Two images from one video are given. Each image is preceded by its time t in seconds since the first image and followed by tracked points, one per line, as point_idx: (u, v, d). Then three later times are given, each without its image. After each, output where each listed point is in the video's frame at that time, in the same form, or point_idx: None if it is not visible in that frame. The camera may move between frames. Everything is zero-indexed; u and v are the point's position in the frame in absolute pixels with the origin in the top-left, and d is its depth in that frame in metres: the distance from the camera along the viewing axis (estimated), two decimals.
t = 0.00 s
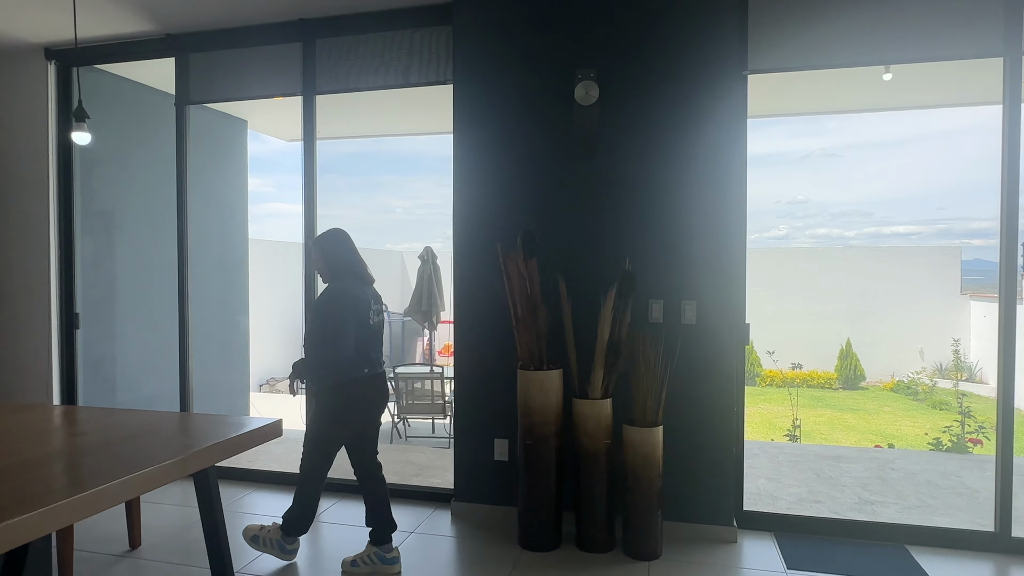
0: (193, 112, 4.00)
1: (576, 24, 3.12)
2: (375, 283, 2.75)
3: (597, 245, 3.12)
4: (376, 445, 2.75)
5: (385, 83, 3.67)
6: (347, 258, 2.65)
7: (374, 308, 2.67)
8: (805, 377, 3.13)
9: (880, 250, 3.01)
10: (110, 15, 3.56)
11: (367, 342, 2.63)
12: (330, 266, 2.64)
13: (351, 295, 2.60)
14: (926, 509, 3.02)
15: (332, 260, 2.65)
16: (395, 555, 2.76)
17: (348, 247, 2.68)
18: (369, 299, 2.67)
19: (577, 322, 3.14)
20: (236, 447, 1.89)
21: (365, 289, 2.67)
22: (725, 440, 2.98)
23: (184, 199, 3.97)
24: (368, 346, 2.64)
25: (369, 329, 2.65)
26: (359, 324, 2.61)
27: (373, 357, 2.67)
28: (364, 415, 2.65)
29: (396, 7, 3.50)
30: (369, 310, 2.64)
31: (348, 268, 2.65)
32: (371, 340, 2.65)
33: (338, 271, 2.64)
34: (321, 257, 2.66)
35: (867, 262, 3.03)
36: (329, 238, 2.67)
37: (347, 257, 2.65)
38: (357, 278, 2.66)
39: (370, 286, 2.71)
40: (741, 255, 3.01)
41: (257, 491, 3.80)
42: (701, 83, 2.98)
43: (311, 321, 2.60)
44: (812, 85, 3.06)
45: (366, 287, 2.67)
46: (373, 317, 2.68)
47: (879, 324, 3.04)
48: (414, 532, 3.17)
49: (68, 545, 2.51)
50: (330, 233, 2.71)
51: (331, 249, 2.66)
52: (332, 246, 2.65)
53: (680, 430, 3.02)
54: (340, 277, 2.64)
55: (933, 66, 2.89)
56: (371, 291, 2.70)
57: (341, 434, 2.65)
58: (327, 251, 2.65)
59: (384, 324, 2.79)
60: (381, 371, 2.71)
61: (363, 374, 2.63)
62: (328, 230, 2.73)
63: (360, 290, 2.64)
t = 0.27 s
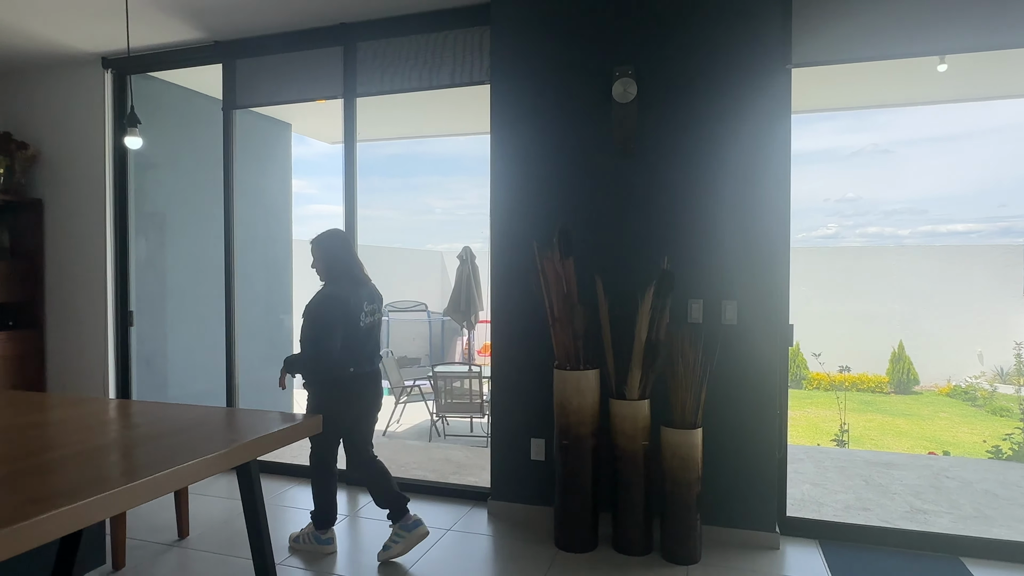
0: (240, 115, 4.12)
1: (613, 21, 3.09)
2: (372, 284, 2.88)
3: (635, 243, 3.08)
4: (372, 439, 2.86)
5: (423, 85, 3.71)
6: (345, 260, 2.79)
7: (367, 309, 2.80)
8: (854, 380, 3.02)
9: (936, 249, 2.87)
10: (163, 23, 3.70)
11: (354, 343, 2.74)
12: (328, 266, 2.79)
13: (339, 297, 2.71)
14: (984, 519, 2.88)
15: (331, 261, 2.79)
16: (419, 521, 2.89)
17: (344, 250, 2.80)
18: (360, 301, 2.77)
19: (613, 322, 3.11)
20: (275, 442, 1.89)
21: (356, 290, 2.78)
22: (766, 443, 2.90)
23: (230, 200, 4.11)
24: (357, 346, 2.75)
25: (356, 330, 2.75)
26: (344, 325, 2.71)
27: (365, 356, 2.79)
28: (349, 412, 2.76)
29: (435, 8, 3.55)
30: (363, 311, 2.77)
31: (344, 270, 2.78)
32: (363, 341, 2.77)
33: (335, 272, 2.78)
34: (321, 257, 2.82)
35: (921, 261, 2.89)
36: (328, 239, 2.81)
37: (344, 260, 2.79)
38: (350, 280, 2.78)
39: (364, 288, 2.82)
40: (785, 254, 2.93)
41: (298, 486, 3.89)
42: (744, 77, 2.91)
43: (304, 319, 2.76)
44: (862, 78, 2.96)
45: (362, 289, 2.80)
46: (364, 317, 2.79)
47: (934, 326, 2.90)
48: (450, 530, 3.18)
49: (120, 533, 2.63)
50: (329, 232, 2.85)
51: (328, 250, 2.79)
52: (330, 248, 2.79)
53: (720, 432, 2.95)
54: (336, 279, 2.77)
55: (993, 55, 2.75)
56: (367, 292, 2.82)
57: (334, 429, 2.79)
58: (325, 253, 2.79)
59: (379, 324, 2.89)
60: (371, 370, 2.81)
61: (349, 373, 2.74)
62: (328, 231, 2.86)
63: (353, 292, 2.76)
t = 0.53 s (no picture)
0: (287, 119, 4.25)
1: (655, 16, 3.04)
2: (382, 280, 3.05)
3: (677, 242, 3.02)
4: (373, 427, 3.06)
5: (464, 85, 3.73)
6: (359, 256, 2.96)
7: (378, 303, 2.97)
8: (910, 385, 2.89)
9: (999, 248, 2.73)
10: (216, 32, 3.85)
11: (363, 335, 2.90)
12: (343, 261, 2.95)
13: (352, 292, 2.87)
14: None
15: (344, 257, 2.96)
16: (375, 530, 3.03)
17: (358, 246, 2.96)
18: (372, 294, 2.95)
19: (654, 322, 3.07)
20: (320, 436, 1.93)
21: (368, 285, 2.94)
22: (814, 447, 2.80)
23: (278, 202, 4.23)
24: (368, 337, 2.92)
25: (366, 323, 2.91)
26: (355, 319, 2.88)
27: (375, 348, 2.96)
28: (358, 400, 2.93)
29: (476, 9, 3.57)
30: (374, 304, 2.94)
31: (358, 265, 2.95)
32: (373, 333, 2.94)
33: (350, 267, 2.94)
34: (336, 252, 2.98)
35: (983, 261, 2.75)
36: (343, 237, 2.97)
37: (359, 256, 2.95)
38: (362, 276, 2.95)
39: (376, 283, 2.99)
40: (835, 252, 2.83)
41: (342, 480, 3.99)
42: (791, 70, 2.82)
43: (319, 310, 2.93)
44: (919, 68, 2.82)
45: (373, 284, 2.97)
46: (376, 310, 2.96)
47: (996, 328, 2.76)
48: (491, 528, 3.20)
49: (174, 521, 2.76)
50: (346, 229, 3.02)
51: (343, 246, 2.96)
52: (344, 244, 2.95)
53: (766, 436, 2.87)
54: (350, 273, 2.94)
55: None
56: (377, 287, 2.99)
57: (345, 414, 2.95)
58: (341, 248, 2.96)
59: (389, 317, 3.06)
60: (380, 361, 2.98)
61: (360, 363, 2.90)
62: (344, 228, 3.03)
63: (366, 286, 2.93)
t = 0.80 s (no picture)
0: (333, 121, 4.35)
1: (698, 9, 2.97)
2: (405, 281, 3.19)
3: (722, 239, 2.94)
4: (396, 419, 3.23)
5: (504, 84, 3.74)
6: (384, 258, 3.09)
7: (404, 302, 3.11)
8: (974, 391, 2.73)
9: None
10: (266, 38, 3.97)
11: (396, 333, 3.05)
12: (369, 263, 3.08)
13: (381, 291, 3.01)
14: None
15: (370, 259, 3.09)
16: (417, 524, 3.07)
17: (384, 249, 3.10)
18: (398, 295, 3.09)
19: (698, 321, 2.99)
20: (362, 433, 1.95)
21: (397, 285, 3.09)
22: (869, 454, 2.68)
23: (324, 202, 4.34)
24: (395, 335, 3.06)
25: (398, 321, 3.06)
26: (389, 317, 3.02)
27: (401, 345, 3.10)
28: (388, 394, 3.07)
29: (517, 8, 3.57)
30: (400, 303, 3.08)
31: (383, 266, 3.08)
32: (399, 331, 3.08)
33: (376, 269, 3.07)
34: (363, 256, 3.10)
35: None
36: (368, 241, 3.10)
37: (384, 259, 3.08)
38: (390, 277, 3.09)
39: (401, 284, 3.13)
40: (892, 250, 2.70)
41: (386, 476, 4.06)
42: (845, 59, 2.70)
43: (350, 311, 3.03)
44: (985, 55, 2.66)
45: (398, 285, 3.11)
46: (402, 309, 3.10)
47: None
48: (531, 528, 3.19)
49: (225, 513, 2.85)
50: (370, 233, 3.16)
51: (369, 250, 3.09)
52: (371, 247, 3.09)
53: (817, 440, 2.76)
54: (376, 275, 3.07)
55: None
56: (401, 288, 3.13)
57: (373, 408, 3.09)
58: (367, 251, 3.10)
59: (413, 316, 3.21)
60: (405, 357, 3.13)
61: (388, 358, 3.05)
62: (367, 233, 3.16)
63: (393, 287, 3.06)
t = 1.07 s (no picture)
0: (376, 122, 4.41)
1: None
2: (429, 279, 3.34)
3: (770, 237, 2.84)
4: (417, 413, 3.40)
5: (545, 81, 3.72)
6: (411, 256, 3.24)
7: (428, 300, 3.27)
8: None
9: None
10: (311, 41, 4.07)
11: (420, 329, 3.23)
12: (396, 261, 3.24)
13: (408, 288, 3.18)
14: None
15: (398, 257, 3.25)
16: (444, 495, 3.23)
17: (411, 248, 3.25)
18: (423, 292, 3.25)
19: (745, 322, 2.90)
20: (398, 432, 1.95)
21: (422, 283, 3.25)
22: (929, 463, 2.53)
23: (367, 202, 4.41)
24: (419, 331, 3.24)
25: (423, 317, 3.24)
26: (414, 312, 3.20)
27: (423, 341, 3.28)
28: (409, 387, 3.25)
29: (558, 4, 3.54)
30: (424, 300, 3.25)
31: (410, 264, 3.23)
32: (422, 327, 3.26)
33: (403, 267, 3.23)
34: (391, 254, 3.26)
35: None
36: (395, 240, 3.25)
37: (411, 257, 3.24)
38: (416, 274, 3.24)
39: (425, 282, 3.29)
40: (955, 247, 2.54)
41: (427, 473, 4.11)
42: (903, 45, 2.56)
43: (377, 306, 3.20)
44: None
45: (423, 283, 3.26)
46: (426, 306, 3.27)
47: None
48: (572, 531, 3.15)
49: (269, 507, 2.92)
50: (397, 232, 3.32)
51: (397, 248, 3.24)
52: (398, 246, 3.24)
53: (873, 447, 2.62)
54: (403, 272, 3.23)
55: None
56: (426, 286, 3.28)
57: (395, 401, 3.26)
58: (395, 249, 3.25)
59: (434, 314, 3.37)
60: (426, 353, 3.30)
61: (411, 352, 3.22)
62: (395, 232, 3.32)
63: (418, 284, 3.22)
